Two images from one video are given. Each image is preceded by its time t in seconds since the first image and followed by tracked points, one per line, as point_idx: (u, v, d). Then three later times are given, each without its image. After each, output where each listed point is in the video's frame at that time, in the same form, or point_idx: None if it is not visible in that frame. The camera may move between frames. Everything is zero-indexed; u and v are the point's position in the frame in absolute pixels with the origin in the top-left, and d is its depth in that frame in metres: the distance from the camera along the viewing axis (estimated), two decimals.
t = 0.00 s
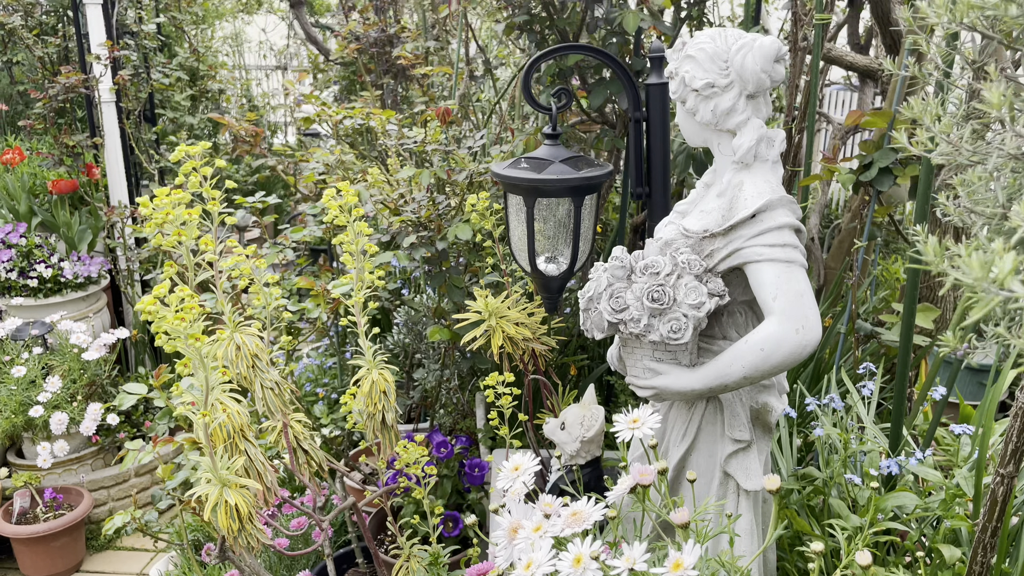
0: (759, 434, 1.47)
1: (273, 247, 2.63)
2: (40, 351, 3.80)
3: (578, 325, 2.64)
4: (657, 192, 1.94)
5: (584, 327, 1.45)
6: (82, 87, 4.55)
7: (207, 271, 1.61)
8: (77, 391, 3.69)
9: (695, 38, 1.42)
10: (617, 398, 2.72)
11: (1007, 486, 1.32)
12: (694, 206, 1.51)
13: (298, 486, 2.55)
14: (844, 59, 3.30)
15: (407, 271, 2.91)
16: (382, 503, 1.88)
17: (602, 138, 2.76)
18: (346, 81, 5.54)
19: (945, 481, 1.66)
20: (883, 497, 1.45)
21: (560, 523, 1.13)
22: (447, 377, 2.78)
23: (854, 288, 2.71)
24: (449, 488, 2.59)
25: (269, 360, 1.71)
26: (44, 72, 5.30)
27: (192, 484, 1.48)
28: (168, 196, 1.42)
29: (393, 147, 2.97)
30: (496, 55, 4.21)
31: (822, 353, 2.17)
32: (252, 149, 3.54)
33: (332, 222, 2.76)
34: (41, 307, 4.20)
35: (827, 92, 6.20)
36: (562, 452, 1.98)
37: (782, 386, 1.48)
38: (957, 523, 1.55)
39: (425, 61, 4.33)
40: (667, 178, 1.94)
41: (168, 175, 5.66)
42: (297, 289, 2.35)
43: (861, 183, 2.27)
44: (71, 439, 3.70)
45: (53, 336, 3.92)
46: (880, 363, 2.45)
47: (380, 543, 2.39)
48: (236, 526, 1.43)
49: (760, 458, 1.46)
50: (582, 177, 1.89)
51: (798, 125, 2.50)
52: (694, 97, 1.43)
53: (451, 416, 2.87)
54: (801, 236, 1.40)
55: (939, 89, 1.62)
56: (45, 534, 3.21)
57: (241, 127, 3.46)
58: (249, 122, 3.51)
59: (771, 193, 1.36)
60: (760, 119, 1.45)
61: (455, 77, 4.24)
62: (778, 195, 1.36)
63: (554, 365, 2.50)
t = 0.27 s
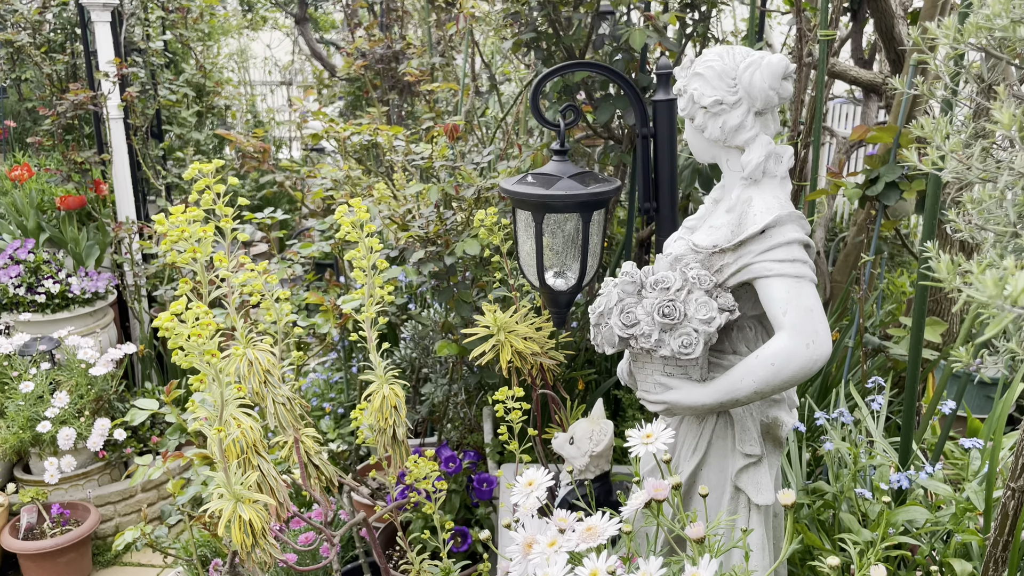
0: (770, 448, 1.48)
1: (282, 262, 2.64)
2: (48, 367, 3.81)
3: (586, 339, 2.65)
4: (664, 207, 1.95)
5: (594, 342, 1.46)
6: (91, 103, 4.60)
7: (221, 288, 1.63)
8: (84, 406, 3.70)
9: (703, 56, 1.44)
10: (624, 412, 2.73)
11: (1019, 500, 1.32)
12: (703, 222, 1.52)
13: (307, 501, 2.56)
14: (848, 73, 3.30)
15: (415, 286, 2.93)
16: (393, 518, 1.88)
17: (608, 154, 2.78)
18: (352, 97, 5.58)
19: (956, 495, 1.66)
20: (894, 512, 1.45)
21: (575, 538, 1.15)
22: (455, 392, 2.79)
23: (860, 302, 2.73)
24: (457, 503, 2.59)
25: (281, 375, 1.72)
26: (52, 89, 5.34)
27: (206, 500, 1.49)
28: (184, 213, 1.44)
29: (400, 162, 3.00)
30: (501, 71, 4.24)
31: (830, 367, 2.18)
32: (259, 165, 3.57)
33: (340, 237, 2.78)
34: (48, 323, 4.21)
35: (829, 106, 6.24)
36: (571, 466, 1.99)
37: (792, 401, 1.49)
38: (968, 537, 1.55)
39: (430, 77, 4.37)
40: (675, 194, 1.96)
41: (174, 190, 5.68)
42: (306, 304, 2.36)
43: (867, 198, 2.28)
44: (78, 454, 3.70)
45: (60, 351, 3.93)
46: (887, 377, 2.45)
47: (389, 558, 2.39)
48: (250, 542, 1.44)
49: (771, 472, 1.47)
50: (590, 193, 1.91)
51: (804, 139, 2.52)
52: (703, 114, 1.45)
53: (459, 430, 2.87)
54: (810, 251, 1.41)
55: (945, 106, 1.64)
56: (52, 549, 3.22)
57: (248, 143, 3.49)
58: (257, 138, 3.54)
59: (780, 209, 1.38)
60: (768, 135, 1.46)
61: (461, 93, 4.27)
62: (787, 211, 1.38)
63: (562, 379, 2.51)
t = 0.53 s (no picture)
0: (784, 460, 1.48)
1: (295, 275, 2.66)
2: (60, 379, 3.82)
3: (596, 351, 2.66)
4: (676, 220, 1.97)
5: (609, 354, 1.47)
6: (104, 117, 4.63)
7: (239, 300, 1.64)
8: (96, 418, 3.70)
9: (715, 70, 1.46)
10: (635, 424, 2.74)
11: None
12: (716, 234, 1.53)
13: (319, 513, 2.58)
14: (856, 85, 3.31)
15: (426, 298, 2.94)
16: (405, 532, 1.90)
17: (618, 166, 2.80)
18: (361, 110, 5.62)
19: (970, 508, 1.66)
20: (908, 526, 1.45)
21: (593, 551, 1.18)
22: (466, 405, 2.80)
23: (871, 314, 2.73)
24: (468, 514, 2.60)
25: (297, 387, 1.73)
26: (64, 103, 5.39)
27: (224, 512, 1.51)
28: (203, 227, 1.45)
29: (411, 175, 3.02)
30: (509, 84, 4.27)
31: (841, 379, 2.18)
32: (271, 178, 3.60)
33: (351, 249, 2.80)
34: (61, 334, 4.23)
35: (836, 117, 6.26)
36: (583, 477, 2.00)
37: (806, 413, 1.50)
38: (983, 548, 1.55)
39: (439, 90, 4.40)
40: (686, 207, 1.97)
41: (185, 202, 5.72)
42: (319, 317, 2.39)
43: (878, 210, 2.29)
44: (89, 466, 3.72)
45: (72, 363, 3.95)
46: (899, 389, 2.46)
47: (400, 569, 2.39)
48: (266, 554, 1.44)
49: (786, 484, 1.47)
50: (602, 206, 1.92)
51: (814, 152, 2.53)
52: (715, 127, 1.46)
53: (470, 442, 2.88)
54: (823, 264, 1.42)
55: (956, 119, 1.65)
56: (64, 561, 3.24)
57: (260, 156, 3.51)
58: (269, 151, 3.57)
59: (794, 222, 1.39)
60: (781, 148, 1.47)
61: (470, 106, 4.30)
62: (801, 223, 1.39)
63: (573, 391, 2.52)
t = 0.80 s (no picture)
0: (804, 469, 1.48)
1: (311, 283, 2.67)
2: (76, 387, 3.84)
3: (612, 360, 2.66)
4: (693, 228, 1.97)
5: (628, 362, 1.47)
6: (120, 127, 4.67)
7: (260, 309, 1.66)
8: (111, 426, 3.71)
9: (734, 79, 1.46)
10: (651, 432, 2.73)
11: None
12: (735, 243, 1.53)
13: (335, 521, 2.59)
14: (871, 93, 3.31)
15: (440, 306, 2.95)
16: (423, 540, 1.91)
17: (634, 174, 2.80)
18: (374, 120, 5.65)
19: (991, 517, 1.66)
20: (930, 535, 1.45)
21: (617, 559, 1.19)
22: (480, 413, 2.81)
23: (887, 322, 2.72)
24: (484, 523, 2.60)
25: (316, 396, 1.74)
26: (81, 113, 5.43)
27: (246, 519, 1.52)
28: (227, 237, 1.47)
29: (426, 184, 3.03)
30: (522, 94, 4.29)
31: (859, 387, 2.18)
32: (286, 187, 3.62)
33: (367, 258, 2.81)
34: (77, 342, 4.26)
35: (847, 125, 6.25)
36: (600, 486, 2.00)
37: (826, 422, 1.50)
38: (1005, 559, 1.55)
39: (453, 99, 4.41)
40: (702, 215, 1.97)
41: (199, 211, 5.76)
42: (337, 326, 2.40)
43: (895, 218, 2.29)
44: (105, 473, 3.73)
45: (88, 371, 3.97)
46: (916, 397, 2.45)
47: None
48: (287, 561, 1.45)
49: (806, 493, 1.47)
50: (619, 214, 1.92)
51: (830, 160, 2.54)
52: (734, 136, 1.46)
53: (484, 450, 2.88)
54: (843, 272, 1.42)
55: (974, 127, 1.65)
56: (80, 568, 3.26)
57: (276, 166, 3.54)
58: (284, 161, 3.60)
59: (814, 230, 1.39)
60: (800, 156, 1.47)
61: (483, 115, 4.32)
62: (821, 232, 1.39)
63: (589, 400, 2.52)
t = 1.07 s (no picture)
0: (833, 476, 1.47)
1: (333, 289, 2.68)
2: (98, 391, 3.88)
3: (633, 366, 2.66)
4: (716, 233, 1.96)
5: (655, 368, 1.47)
6: (142, 134, 4.71)
7: (288, 315, 1.67)
8: (133, 430, 3.72)
9: (761, 85, 1.46)
10: (672, 439, 2.73)
11: None
12: (762, 248, 1.53)
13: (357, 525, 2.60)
14: (892, 98, 3.29)
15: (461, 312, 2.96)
16: (446, 546, 1.91)
17: (655, 180, 2.80)
18: (391, 127, 5.68)
19: (1020, 526, 1.64)
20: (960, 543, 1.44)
21: (649, 565, 1.22)
22: (500, 418, 2.81)
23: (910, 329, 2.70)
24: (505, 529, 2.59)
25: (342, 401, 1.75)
26: (102, 120, 5.49)
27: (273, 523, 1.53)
28: (257, 243, 1.48)
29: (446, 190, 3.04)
30: (541, 100, 4.29)
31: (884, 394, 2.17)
32: (307, 193, 3.65)
33: (388, 264, 2.82)
34: (99, 347, 4.28)
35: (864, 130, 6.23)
36: (623, 493, 1.99)
37: (855, 429, 1.49)
38: None
39: (471, 106, 4.43)
40: (726, 221, 1.96)
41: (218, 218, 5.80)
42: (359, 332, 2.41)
43: (920, 224, 2.28)
44: (126, 477, 3.75)
45: (110, 376, 4.00)
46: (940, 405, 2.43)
47: None
48: (315, 565, 1.48)
49: (834, 500, 1.46)
50: (642, 220, 1.92)
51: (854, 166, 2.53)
52: (762, 141, 1.46)
53: (504, 455, 2.88)
54: (872, 279, 1.41)
55: (1003, 132, 1.64)
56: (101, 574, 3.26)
57: (296, 172, 3.56)
58: (305, 167, 3.62)
59: (843, 236, 1.38)
60: (828, 162, 1.47)
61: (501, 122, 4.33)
62: (850, 238, 1.38)
63: (610, 406, 2.52)
